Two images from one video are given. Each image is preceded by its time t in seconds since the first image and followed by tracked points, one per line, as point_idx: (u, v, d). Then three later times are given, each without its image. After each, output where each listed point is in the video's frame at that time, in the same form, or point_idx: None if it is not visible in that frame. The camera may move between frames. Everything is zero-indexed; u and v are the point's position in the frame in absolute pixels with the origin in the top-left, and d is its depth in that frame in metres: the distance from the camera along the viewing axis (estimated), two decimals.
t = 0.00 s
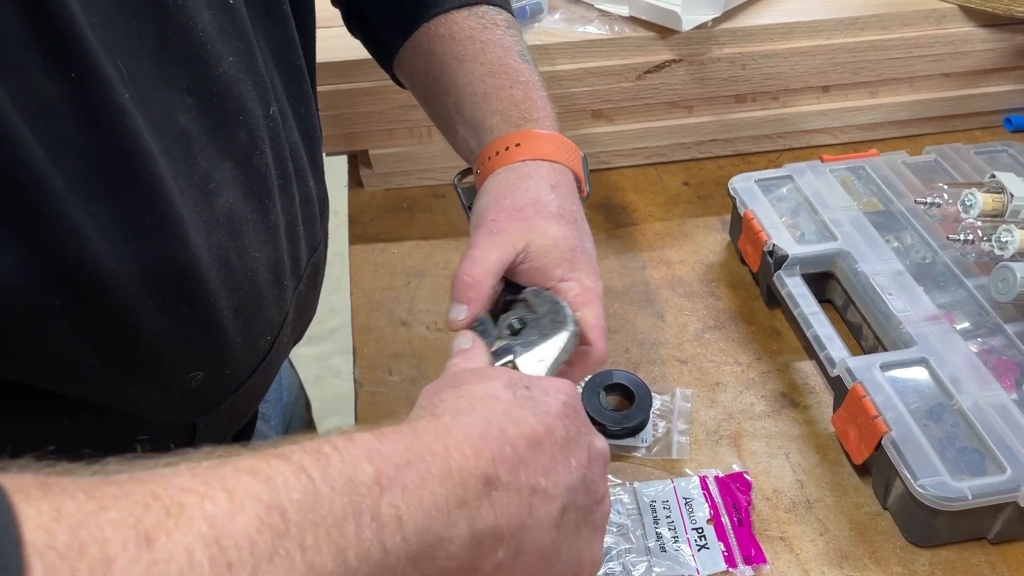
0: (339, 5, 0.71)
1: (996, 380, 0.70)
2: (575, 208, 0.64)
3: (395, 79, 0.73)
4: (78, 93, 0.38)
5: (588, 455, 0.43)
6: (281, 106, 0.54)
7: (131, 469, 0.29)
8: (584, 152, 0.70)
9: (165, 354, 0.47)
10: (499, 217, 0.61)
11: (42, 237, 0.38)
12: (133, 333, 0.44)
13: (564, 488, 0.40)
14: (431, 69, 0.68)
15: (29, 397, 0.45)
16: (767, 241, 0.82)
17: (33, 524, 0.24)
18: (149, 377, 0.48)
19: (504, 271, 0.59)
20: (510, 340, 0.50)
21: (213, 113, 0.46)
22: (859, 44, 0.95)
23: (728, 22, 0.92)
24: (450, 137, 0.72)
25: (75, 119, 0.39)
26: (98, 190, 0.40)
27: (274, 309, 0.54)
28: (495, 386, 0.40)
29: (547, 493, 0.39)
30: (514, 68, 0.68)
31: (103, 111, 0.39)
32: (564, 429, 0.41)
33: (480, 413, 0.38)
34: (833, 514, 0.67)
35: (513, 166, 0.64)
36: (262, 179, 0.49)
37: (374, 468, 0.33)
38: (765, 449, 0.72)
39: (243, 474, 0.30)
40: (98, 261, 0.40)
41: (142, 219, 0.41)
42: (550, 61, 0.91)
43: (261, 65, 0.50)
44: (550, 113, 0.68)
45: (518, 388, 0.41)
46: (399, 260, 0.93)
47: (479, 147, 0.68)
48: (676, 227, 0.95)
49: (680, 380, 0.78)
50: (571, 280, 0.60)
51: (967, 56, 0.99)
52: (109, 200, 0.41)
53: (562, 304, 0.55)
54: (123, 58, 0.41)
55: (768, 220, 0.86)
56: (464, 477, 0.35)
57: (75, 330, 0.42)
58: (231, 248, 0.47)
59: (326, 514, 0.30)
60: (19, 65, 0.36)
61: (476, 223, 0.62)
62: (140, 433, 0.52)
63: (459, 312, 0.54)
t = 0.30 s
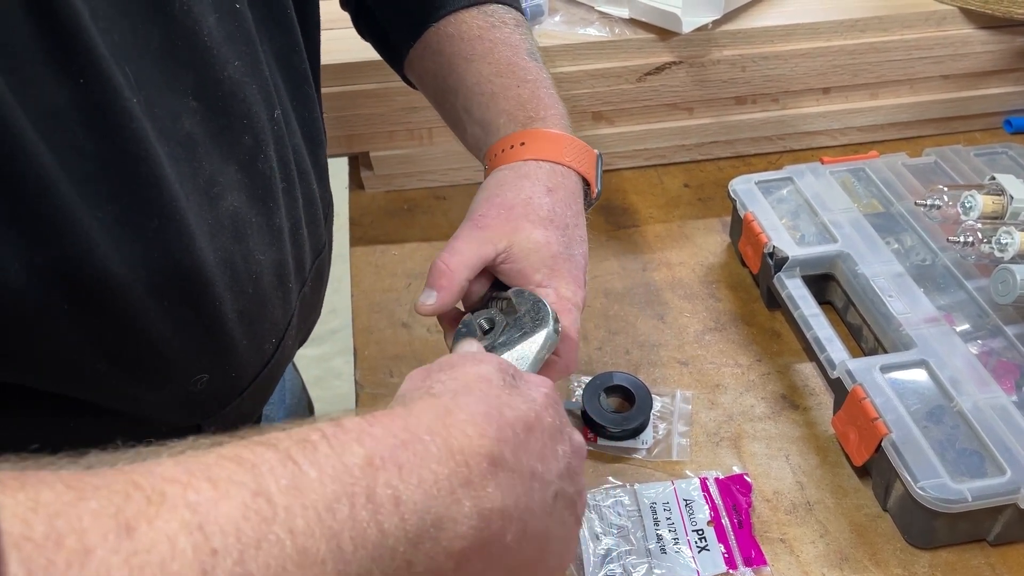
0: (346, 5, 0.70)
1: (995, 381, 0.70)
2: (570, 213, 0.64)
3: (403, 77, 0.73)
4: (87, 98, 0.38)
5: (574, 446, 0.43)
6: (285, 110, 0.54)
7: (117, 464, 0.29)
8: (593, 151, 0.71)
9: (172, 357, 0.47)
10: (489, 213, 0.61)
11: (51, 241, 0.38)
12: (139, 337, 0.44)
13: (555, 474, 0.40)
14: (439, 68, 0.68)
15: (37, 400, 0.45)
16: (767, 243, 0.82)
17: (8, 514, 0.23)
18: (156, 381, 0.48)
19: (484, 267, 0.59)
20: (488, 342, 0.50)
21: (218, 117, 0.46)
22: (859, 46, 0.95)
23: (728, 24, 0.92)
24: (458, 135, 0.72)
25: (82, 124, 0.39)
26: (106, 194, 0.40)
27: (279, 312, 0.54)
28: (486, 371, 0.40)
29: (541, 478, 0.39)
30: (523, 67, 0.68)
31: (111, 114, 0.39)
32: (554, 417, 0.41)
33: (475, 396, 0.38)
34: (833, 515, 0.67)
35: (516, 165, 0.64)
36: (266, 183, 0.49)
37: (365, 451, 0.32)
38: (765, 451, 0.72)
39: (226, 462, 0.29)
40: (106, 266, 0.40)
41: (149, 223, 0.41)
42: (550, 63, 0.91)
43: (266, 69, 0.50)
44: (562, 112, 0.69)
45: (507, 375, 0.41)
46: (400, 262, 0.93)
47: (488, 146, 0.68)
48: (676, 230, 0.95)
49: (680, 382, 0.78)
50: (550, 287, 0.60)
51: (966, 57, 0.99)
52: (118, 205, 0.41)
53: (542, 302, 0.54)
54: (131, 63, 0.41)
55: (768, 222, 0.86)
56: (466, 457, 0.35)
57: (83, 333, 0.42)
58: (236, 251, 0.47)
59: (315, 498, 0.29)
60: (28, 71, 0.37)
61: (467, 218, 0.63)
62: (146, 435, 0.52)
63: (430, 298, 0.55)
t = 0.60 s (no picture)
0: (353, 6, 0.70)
1: (996, 384, 0.70)
2: (569, 217, 0.64)
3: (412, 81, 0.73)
4: (89, 102, 0.38)
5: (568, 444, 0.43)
6: (285, 114, 0.54)
7: (134, 448, 0.28)
8: (600, 158, 0.71)
9: (174, 360, 0.47)
10: (486, 206, 0.61)
11: (52, 244, 0.38)
12: (141, 340, 0.45)
13: (561, 465, 0.41)
14: (447, 72, 0.68)
15: (37, 403, 0.45)
16: (767, 245, 0.82)
17: (26, 500, 0.23)
18: (157, 383, 0.48)
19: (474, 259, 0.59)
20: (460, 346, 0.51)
21: (218, 121, 0.46)
22: (858, 47, 0.95)
23: (728, 26, 0.92)
24: (465, 138, 0.72)
25: (83, 128, 0.39)
26: (107, 198, 0.40)
27: (280, 314, 0.54)
28: (495, 360, 0.40)
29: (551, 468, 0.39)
30: (529, 71, 0.68)
31: (112, 118, 0.39)
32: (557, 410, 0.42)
33: (492, 383, 0.38)
34: (834, 517, 0.67)
35: (520, 163, 0.64)
36: (267, 186, 0.49)
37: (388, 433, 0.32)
38: (765, 453, 0.72)
39: (246, 446, 0.29)
40: (109, 269, 0.41)
41: (150, 226, 0.42)
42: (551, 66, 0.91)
43: (267, 73, 0.50)
44: (569, 116, 0.69)
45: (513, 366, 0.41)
46: (400, 263, 0.93)
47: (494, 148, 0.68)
48: (677, 231, 0.95)
49: (680, 384, 0.78)
50: (537, 288, 0.59)
51: (967, 59, 0.99)
52: (118, 207, 0.41)
53: (516, 308, 0.54)
54: (132, 67, 0.41)
55: (768, 224, 0.86)
56: (490, 441, 0.35)
57: (84, 334, 0.42)
58: (237, 254, 0.47)
59: (337, 483, 0.29)
60: (30, 75, 0.36)
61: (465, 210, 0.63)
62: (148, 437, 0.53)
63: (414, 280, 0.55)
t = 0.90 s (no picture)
0: (359, 9, 0.70)
1: (997, 384, 0.70)
2: (578, 220, 0.64)
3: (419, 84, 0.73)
4: (91, 103, 0.38)
5: (582, 471, 0.43)
6: (286, 113, 0.54)
7: (149, 474, 0.28)
8: (608, 160, 0.71)
9: (175, 361, 0.47)
10: (496, 208, 0.61)
11: (53, 244, 0.38)
12: (143, 341, 0.44)
13: (569, 497, 0.41)
14: (452, 74, 0.68)
15: (37, 403, 0.45)
16: (768, 245, 0.82)
17: (41, 532, 0.22)
18: (159, 385, 0.48)
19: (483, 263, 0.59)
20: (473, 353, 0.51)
21: (219, 121, 0.46)
22: (858, 47, 0.95)
23: (728, 26, 0.92)
24: (471, 140, 0.72)
25: (86, 128, 0.39)
26: (108, 198, 0.40)
27: (282, 315, 0.54)
28: (507, 388, 0.41)
29: (557, 501, 0.40)
30: (536, 73, 0.68)
31: (114, 118, 0.39)
32: (568, 439, 0.42)
33: (501, 414, 0.38)
34: (835, 518, 0.67)
35: (528, 166, 0.64)
36: (269, 186, 0.49)
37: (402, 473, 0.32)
38: (766, 454, 0.72)
39: (262, 478, 0.29)
40: (111, 269, 0.40)
41: (151, 227, 0.41)
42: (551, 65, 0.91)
43: (268, 72, 0.50)
44: (576, 117, 0.69)
45: (524, 394, 0.41)
46: (400, 263, 0.93)
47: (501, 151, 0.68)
48: (677, 232, 0.95)
49: (681, 384, 0.78)
50: (546, 291, 0.60)
51: (967, 59, 0.99)
52: (120, 208, 0.41)
53: (528, 314, 0.54)
54: (134, 67, 0.41)
55: (768, 224, 0.86)
56: (494, 480, 0.35)
57: (84, 335, 0.42)
58: (238, 255, 0.47)
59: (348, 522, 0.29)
60: (32, 76, 0.36)
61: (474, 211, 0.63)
62: (149, 439, 0.53)
63: (423, 284, 0.55)
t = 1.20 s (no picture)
0: (361, 9, 0.70)
1: (997, 384, 0.70)
2: (577, 232, 0.64)
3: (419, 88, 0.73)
4: (95, 104, 0.38)
5: (585, 496, 0.44)
6: (289, 115, 0.53)
7: (162, 498, 0.28)
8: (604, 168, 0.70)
9: (177, 363, 0.47)
10: (496, 226, 0.61)
11: (56, 245, 0.38)
12: (145, 343, 0.44)
13: (570, 525, 0.42)
14: (452, 82, 0.68)
15: (37, 403, 0.45)
16: (768, 245, 0.82)
17: (62, 560, 0.23)
18: (161, 387, 0.47)
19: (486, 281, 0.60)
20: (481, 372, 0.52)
21: (222, 122, 0.45)
22: (858, 47, 0.95)
23: (728, 26, 0.92)
24: (469, 147, 0.71)
25: (91, 130, 0.38)
26: (112, 199, 0.40)
27: (283, 317, 0.54)
28: (511, 419, 0.41)
29: (557, 531, 0.40)
30: (536, 83, 0.67)
31: (119, 120, 0.39)
32: (571, 467, 0.43)
33: (503, 446, 0.39)
34: (835, 518, 0.67)
35: (526, 180, 0.64)
36: (272, 188, 0.49)
37: (408, 505, 0.32)
38: (766, 454, 0.72)
39: (275, 508, 0.29)
40: (113, 270, 0.40)
41: (154, 229, 0.41)
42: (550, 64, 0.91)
43: (272, 73, 0.50)
44: (575, 129, 0.69)
45: (528, 423, 0.42)
46: (400, 263, 0.92)
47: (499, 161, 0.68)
48: (676, 231, 0.95)
49: (681, 384, 0.78)
50: (549, 305, 0.60)
51: (967, 59, 0.99)
52: (123, 209, 0.40)
53: (534, 332, 0.54)
54: (138, 69, 0.41)
55: (769, 224, 0.86)
56: (493, 516, 0.36)
57: (85, 335, 0.42)
58: (241, 256, 0.47)
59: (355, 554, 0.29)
60: (35, 77, 0.36)
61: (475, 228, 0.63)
62: (150, 442, 0.52)
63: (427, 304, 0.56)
